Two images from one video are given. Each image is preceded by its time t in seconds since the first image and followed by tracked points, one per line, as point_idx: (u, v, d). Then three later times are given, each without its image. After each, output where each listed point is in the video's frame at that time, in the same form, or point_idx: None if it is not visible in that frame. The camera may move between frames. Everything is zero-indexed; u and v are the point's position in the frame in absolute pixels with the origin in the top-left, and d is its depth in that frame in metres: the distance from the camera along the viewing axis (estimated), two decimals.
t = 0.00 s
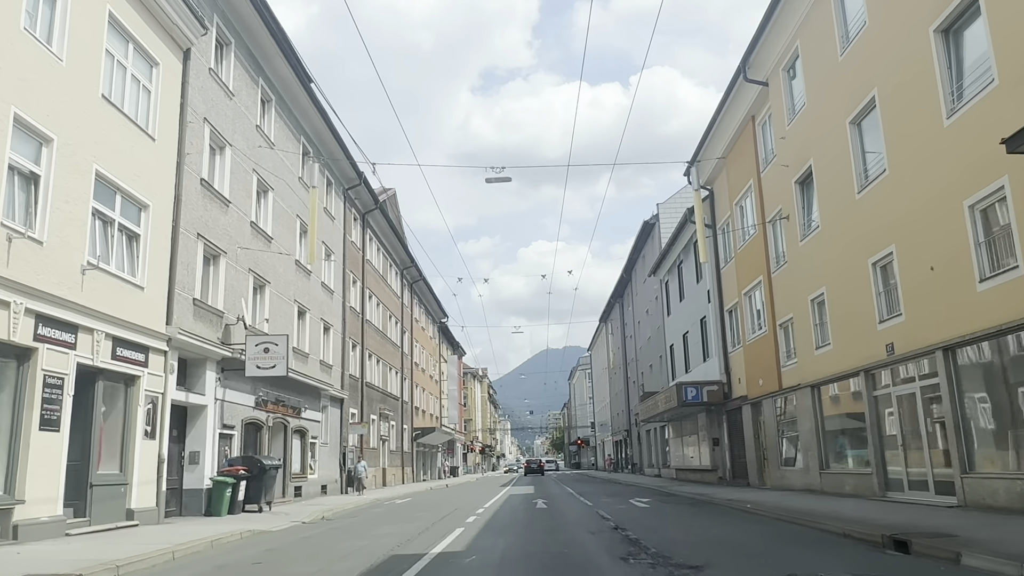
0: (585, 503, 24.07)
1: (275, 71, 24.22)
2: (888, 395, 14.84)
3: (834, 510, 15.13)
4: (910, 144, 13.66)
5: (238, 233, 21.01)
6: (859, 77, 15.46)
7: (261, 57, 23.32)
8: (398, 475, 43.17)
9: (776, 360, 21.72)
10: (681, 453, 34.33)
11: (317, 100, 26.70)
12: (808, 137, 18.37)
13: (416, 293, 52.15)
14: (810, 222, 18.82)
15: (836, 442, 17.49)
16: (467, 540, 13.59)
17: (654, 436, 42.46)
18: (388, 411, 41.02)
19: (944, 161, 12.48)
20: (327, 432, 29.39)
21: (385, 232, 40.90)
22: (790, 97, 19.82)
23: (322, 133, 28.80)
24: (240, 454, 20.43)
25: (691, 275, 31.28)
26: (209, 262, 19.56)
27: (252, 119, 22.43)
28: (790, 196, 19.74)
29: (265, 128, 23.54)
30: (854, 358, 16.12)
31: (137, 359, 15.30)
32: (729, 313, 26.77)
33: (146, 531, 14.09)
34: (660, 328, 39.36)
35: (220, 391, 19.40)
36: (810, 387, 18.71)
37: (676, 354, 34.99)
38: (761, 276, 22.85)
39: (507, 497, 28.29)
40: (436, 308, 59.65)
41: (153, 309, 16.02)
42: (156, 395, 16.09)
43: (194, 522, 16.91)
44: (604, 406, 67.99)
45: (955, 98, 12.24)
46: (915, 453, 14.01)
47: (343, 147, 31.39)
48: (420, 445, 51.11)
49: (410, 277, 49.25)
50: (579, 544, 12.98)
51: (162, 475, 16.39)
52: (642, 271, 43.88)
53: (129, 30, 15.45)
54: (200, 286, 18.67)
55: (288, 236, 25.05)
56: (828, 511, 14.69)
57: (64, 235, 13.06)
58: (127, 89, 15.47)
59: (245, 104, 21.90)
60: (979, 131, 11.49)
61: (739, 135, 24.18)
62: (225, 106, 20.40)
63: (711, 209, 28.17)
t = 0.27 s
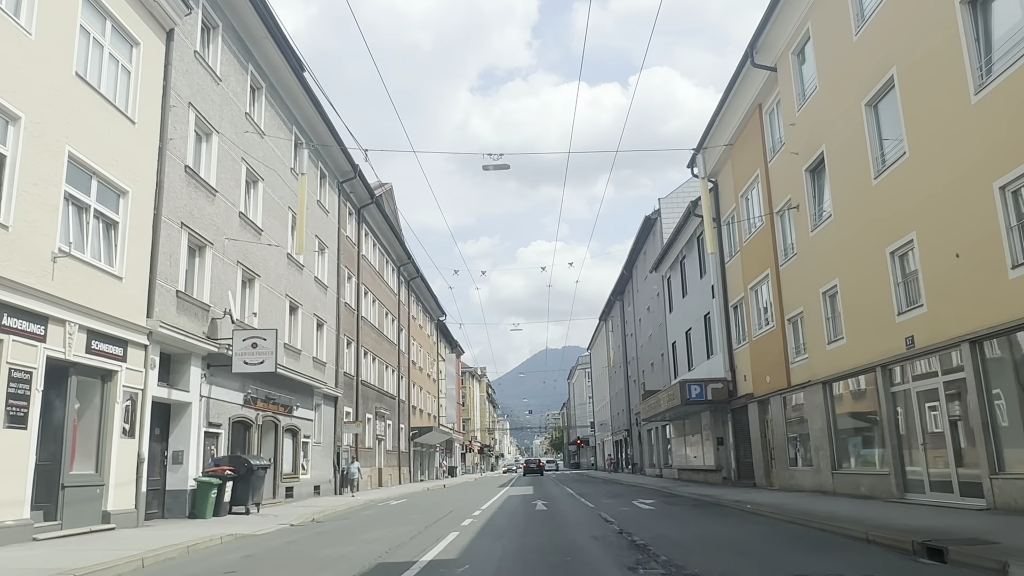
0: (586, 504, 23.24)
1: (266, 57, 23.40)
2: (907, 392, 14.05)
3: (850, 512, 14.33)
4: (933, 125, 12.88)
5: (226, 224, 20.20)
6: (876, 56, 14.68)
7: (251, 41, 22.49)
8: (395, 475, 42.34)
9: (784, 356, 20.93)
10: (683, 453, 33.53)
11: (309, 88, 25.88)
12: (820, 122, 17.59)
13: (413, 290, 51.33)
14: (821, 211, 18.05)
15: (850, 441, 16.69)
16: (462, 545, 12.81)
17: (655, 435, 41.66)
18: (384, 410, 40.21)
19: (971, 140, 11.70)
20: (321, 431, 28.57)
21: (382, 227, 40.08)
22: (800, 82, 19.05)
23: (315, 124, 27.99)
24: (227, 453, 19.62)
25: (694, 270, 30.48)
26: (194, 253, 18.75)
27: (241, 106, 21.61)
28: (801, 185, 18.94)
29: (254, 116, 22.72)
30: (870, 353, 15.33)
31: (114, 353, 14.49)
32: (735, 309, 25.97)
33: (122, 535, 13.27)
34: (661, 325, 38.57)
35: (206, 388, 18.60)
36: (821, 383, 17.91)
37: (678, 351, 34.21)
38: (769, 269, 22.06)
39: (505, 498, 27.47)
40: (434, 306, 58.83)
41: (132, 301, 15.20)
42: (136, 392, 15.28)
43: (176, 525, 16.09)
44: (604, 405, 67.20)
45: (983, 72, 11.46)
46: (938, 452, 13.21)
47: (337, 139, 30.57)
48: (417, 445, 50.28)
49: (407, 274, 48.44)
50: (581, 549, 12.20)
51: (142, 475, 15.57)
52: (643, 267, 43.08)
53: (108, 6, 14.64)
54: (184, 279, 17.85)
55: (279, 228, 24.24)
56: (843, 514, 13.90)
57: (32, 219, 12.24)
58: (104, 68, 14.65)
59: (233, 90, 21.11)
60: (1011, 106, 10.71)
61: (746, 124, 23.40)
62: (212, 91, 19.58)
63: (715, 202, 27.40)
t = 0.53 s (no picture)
0: (587, 505, 22.42)
1: (255, 43, 22.62)
2: (929, 387, 13.28)
3: (867, 515, 13.55)
4: (959, 104, 12.14)
5: (212, 214, 19.39)
6: (894, 33, 13.93)
7: (239, 26, 21.70)
8: (391, 476, 41.54)
9: (793, 352, 20.16)
10: (686, 453, 32.75)
11: (301, 76, 25.10)
12: (832, 105, 16.82)
13: (410, 288, 50.56)
14: (833, 200, 17.27)
15: (865, 440, 15.91)
16: (456, 550, 12.03)
17: (657, 434, 40.92)
18: (380, 409, 39.42)
19: (1001, 116, 10.95)
20: (314, 430, 27.77)
21: (378, 222, 39.32)
22: (811, 66, 18.27)
23: (307, 114, 27.19)
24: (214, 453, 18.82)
25: (697, 265, 29.73)
26: (178, 243, 17.96)
27: (229, 93, 20.84)
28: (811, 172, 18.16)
29: (244, 103, 21.95)
30: (888, 346, 14.57)
31: (89, 346, 13.70)
32: (741, 303, 25.21)
33: (94, 539, 12.48)
34: (663, 322, 37.81)
35: (192, 385, 17.82)
36: (833, 379, 17.14)
37: (680, 349, 33.44)
38: (776, 262, 21.31)
39: (503, 499, 26.69)
40: (431, 304, 58.04)
41: (109, 291, 14.41)
42: (114, 387, 14.49)
43: (156, 528, 15.29)
44: (603, 405, 66.45)
45: (1013, 44, 10.73)
46: (962, 451, 12.45)
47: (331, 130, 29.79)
48: (414, 444, 49.49)
49: (404, 271, 47.66)
50: (583, 555, 11.43)
51: (121, 475, 14.77)
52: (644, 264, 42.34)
53: None
54: (166, 270, 17.06)
55: (270, 220, 23.46)
56: (860, 516, 13.12)
57: None
58: (79, 45, 13.86)
59: (221, 75, 20.31)
60: None
61: (752, 112, 22.61)
62: (198, 75, 18.80)
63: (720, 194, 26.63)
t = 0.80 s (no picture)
0: (587, 506, 21.66)
1: (245, 28, 21.82)
2: (953, 383, 12.50)
3: (887, 518, 12.77)
4: (989, 82, 11.42)
5: (197, 203, 18.59)
6: (915, 8, 13.19)
7: (228, 9, 20.90)
8: (387, 476, 40.73)
9: (803, 348, 19.38)
10: (689, 453, 31.99)
11: (293, 64, 24.29)
12: (846, 88, 16.09)
13: (407, 285, 49.75)
14: (847, 187, 16.48)
15: (881, 439, 15.16)
16: (449, 556, 11.25)
17: (658, 434, 40.15)
18: (376, 408, 38.59)
19: None
20: (306, 429, 26.97)
21: (374, 217, 38.52)
22: (823, 49, 17.48)
23: (300, 103, 26.38)
24: (199, 452, 18.02)
25: (700, 260, 28.98)
26: (160, 233, 17.16)
27: (217, 78, 20.04)
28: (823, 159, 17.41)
29: (232, 89, 21.16)
30: (907, 339, 13.85)
31: (61, 339, 12.90)
32: (746, 298, 24.47)
33: (62, 545, 11.66)
34: (665, 319, 37.05)
35: (175, 381, 17.04)
36: (846, 375, 16.40)
37: (683, 346, 32.66)
38: (784, 254, 20.57)
39: (501, 501, 25.90)
40: (429, 302, 57.27)
41: (84, 281, 13.61)
42: (88, 383, 13.69)
43: (135, 531, 14.48)
44: (604, 404, 65.62)
45: None
46: (989, 451, 11.67)
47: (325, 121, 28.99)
48: (412, 444, 48.69)
49: (401, 268, 46.85)
50: (585, 562, 10.65)
51: (96, 476, 13.96)
52: (645, 260, 41.57)
53: None
54: (147, 260, 16.26)
55: (259, 212, 22.67)
56: (879, 520, 12.36)
57: None
58: (50, 19, 13.06)
59: (208, 60, 19.52)
60: None
61: (759, 100, 21.82)
62: (183, 57, 18.01)
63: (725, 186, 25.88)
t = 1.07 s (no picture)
0: (588, 508, 20.87)
1: (233, 12, 21.03)
2: (981, 378, 11.71)
3: (910, 522, 11.97)
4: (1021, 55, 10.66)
5: (182, 192, 17.78)
6: None
7: None
8: (383, 477, 39.91)
9: (813, 343, 18.59)
10: (692, 453, 31.20)
11: (285, 50, 23.50)
12: (861, 69, 15.31)
13: (405, 282, 48.95)
14: (863, 173, 15.69)
15: (899, 439, 14.38)
16: (442, 563, 10.50)
17: (660, 434, 39.36)
18: (371, 407, 37.79)
19: None
20: (298, 429, 26.16)
21: (370, 212, 37.73)
22: (836, 30, 16.68)
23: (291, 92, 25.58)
24: (182, 452, 17.21)
25: (704, 255, 28.20)
26: (142, 222, 16.37)
27: (203, 63, 19.24)
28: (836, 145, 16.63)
29: (219, 75, 20.36)
30: (930, 332, 13.08)
31: (29, 332, 12.09)
32: (753, 293, 23.69)
33: (26, 551, 10.86)
34: (667, 316, 36.27)
35: (157, 377, 16.24)
36: (861, 371, 15.62)
37: (686, 344, 31.91)
38: (794, 246, 19.80)
39: (499, 502, 25.10)
40: (427, 300, 56.50)
41: (55, 271, 12.81)
42: (60, 378, 12.88)
43: (111, 536, 13.68)
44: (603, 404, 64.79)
45: None
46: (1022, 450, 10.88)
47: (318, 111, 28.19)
48: (409, 444, 47.91)
49: (398, 265, 46.06)
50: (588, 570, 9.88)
51: (69, 477, 13.15)
52: (647, 257, 40.79)
53: None
54: (127, 250, 15.46)
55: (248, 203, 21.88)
56: (903, 525, 11.57)
57: None
58: None
59: (193, 43, 18.71)
60: None
61: (767, 86, 21.02)
62: (166, 39, 17.21)
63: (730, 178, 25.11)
